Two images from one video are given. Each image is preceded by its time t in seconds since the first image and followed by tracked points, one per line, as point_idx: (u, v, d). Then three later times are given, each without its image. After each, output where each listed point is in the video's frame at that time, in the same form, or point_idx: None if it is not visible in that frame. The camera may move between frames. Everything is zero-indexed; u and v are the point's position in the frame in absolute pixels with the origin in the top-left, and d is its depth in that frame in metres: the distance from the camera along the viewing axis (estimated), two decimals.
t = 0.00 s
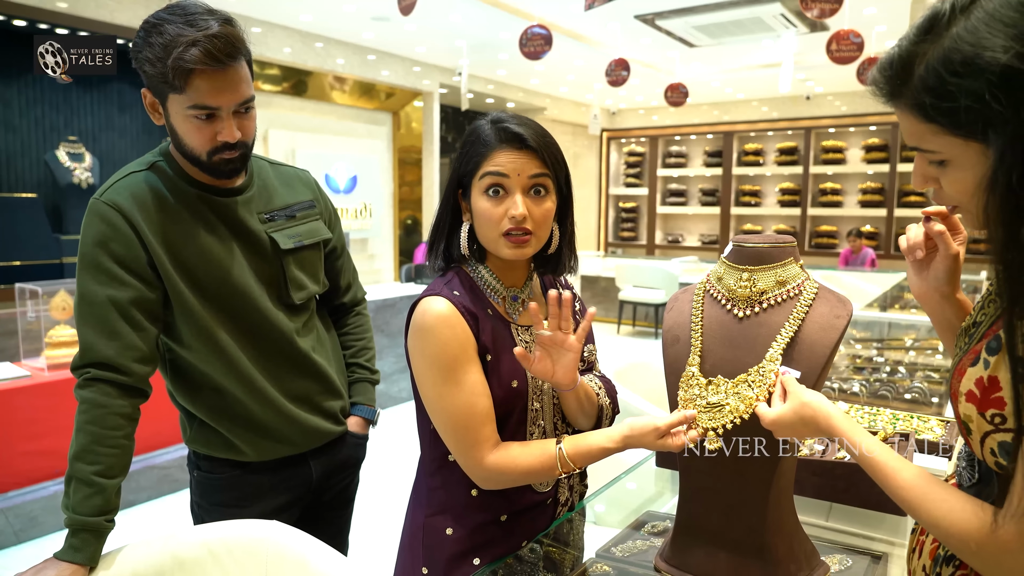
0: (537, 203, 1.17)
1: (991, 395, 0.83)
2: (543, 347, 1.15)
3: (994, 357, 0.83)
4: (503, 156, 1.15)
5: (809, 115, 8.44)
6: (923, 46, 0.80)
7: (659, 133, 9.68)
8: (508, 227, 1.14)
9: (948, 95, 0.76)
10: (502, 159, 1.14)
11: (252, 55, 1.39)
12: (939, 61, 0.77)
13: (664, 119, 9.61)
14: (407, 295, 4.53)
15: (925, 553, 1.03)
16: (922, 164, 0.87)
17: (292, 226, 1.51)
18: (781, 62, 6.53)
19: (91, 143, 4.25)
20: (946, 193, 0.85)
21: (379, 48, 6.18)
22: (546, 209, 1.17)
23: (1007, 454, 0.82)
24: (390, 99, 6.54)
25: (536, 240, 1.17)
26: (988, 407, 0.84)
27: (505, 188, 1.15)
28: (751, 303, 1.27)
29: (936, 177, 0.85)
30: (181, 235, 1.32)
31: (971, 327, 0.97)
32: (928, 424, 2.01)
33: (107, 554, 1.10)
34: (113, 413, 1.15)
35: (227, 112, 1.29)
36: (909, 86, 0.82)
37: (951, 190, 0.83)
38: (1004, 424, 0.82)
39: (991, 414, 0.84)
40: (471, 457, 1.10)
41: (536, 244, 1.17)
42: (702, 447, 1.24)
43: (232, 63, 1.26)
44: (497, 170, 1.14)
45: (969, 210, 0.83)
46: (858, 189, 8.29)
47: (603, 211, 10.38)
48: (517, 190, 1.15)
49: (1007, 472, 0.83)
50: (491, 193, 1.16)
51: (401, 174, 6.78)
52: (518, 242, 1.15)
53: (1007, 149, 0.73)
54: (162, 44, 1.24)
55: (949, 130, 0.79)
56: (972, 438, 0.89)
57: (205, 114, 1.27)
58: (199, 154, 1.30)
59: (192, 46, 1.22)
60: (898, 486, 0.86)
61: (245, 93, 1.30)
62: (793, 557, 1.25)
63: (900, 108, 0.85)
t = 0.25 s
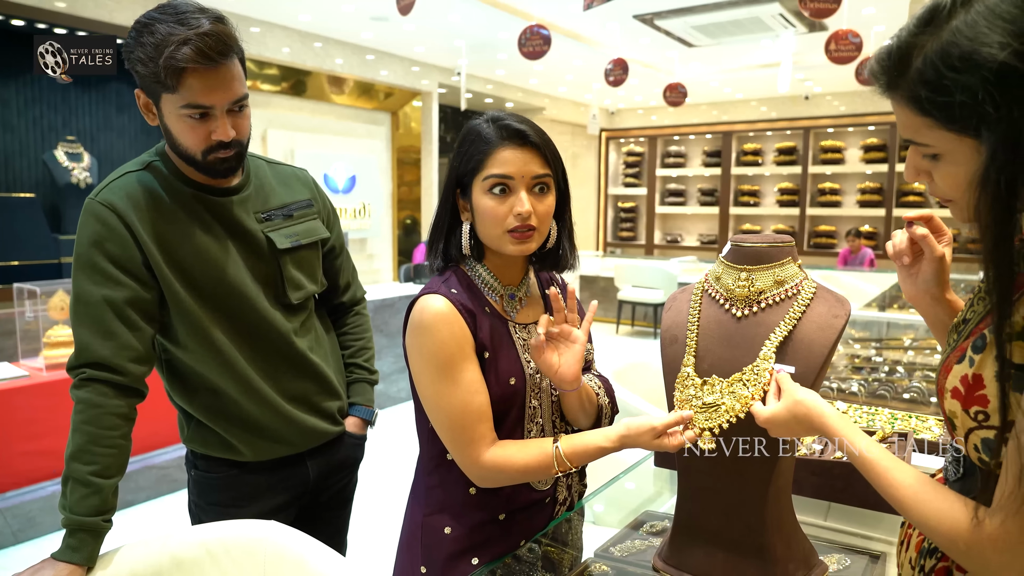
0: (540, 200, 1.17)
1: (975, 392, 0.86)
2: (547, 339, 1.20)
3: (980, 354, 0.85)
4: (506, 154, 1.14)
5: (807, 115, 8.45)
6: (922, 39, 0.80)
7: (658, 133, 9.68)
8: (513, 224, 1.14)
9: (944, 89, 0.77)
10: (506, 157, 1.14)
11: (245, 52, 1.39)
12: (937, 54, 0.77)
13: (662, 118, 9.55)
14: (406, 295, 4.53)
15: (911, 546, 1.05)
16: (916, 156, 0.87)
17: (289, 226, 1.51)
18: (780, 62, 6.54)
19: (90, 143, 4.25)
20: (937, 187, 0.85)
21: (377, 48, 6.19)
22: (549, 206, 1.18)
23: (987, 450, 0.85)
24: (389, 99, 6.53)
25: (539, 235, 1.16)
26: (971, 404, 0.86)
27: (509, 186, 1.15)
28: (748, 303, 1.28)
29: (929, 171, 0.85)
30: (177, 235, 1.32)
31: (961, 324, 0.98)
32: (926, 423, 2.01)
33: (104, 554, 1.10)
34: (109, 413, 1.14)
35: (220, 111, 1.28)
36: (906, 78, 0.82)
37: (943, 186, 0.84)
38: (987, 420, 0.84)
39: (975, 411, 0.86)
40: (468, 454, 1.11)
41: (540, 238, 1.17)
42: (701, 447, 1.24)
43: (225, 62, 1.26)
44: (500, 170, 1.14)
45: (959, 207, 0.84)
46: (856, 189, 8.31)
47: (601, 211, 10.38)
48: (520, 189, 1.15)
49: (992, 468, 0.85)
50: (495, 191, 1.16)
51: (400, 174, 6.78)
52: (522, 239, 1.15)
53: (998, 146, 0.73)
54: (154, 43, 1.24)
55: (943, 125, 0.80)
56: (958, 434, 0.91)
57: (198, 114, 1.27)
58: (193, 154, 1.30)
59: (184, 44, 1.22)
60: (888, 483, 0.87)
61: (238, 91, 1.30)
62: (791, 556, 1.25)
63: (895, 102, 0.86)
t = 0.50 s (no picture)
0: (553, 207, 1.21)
1: (967, 392, 0.87)
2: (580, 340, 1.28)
3: (972, 354, 0.86)
4: (533, 160, 1.14)
5: (806, 115, 8.46)
6: (913, 41, 0.80)
7: (656, 133, 9.68)
8: (534, 228, 1.16)
9: (932, 92, 0.77)
10: (531, 162, 1.14)
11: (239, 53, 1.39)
12: (927, 57, 0.77)
13: (661, 117, 9.52)
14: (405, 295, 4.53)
15: (905, 541, 1.05)
16: (905, 157, 0.87)
17: (287, 226, 1.50)
18: (778, 62, 6.54)
19: (88, 143, 4.24)
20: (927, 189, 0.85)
21: (376, 48, 6.19)
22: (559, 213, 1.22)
23: (983, 449, 0.86)
24: (387, 98, 6.53)
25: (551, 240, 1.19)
26: (965, 404, 0.87)
27: (532, 194, 1.16)
28: (748, 303, 1.27)
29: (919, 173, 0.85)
30: (173, 235, 1.32)
31: (952, 323, 0.98)
32: (925, 423, 2.01)
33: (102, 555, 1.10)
34: (107, 413, 1.14)
35: (216, 111, 1.28)
36: (895, 80, 0.82)
37: (934, 188, 0.84)
38: (979, 419, 0.86)
39: (967, 410, 0.87)
40: (467, 454, 1.10)
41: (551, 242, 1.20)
42: (700, 447, 1.23)
43: (220, 62, 1.26)
44: (526, 177, 1.14)
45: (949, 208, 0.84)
46: (855, 189, 8.31)
47: (601, 211, 10.38)
48: (543, 195, 1.17)
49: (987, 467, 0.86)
50: (519, 197, 1.16)
51: (399, 174, 6.78)
52: (539, 242, 1.18)
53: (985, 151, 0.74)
54: (149, 44, 1.24)
55: (932, 127, 0.80)
56: (950, 432, 0.92)
57: (194, 114, 1.27)
58: (190, 155, 1.30)
59: (179, 45, 1.22)
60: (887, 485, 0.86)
61: (234, 91, 1.30)
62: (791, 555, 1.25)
63: (886, 101, 0.86)
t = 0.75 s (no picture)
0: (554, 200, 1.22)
1: (966, 390, 0.86)
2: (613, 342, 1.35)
3: (970, 353, 0.86)
4: (533, 156, 1.15)
5: (805, 115, 8.47)
6: (912, 38, 0.80)
7: (655, 133, 9.68)
8: (539, 223, 1.17)
9: (932, 88, 0.77)
10: (532, 159, 1.15)
11: (237, 53, 1.38)
12: (927, 53, 0.77)
13: (660, 119, 9.60)
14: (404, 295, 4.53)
15: (904, 541, 1.05)
16: (899, 155, 0.86)
17: (286, 226, 1.50)
18: (777, 63, 6.54)
19: (87, 143, 4.24)
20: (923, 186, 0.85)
21: (375, 48, 6.18)
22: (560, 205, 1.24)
23: (982, 447, 0.86)
24: (386, 99, 6.53)
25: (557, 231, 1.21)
26: (962, 402, 0.87)
27: (535, 190, 1.17)
28: (747, 303, 1.27)
29: (915, 170, 0.85)
30: (172, 236, 1.32)
31: (946, 323, 0.98)
32: (924, 423, 2.01)
33: (101, 555, 1.10)
34: (106, 413, 1.14)
35: (215, 111, 1.28)
36: (893, 76, 0.82)
37: (930, 186, 0.83)
38: (978, 418, 0.85)
39: (966, 408, 0.87)
40: (468, 455, 1.10)
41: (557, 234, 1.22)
42: (700, 447, 1.23)
43: (219, 61, 1.26)
44: (529, 174, 1.15)
45: (944, 207, 0.83)
46: (854, 189, 8.31)
47: (600, 211, 10.38)
48: (545, 190, 1.18)
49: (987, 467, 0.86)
50: (523, 194, 1.16)
51: (398, 174, 6.78)
52: (543, 237, 1.19)
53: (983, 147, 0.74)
54: (147, 44, 1.24)
55: (930, 125, 0.79)
56: (947, 431, 0.92)
57: (193, 114, 1.27)
58: (189, 155, 1.29)
59: (178, 44, 1.22)
60: (890, 483, 0.86)
61: (233, 91, 1.29)
62: (791, 554, 1.25)
63: (883, 98, 0.85)
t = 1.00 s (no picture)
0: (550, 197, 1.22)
1: (963, 389, 0.87)
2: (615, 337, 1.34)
3: (967, 352, 0.86)
4: (527, 153, 1.15)
5: (804, 115, 8.48)
6: (916, 28, 0.80)
7: (654, 133, 9.68)
8: (536, 220, 1.17)
9: (932, 79, 0.77)
10: (526, 156, 1.15)
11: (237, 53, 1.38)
12: (930, 44, 0.77)
13: (659, 119, 9.63)
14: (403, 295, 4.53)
15: (902, 540, 1.04)
16: (898, 146, 0.87)
17: (284, 227, 1.50)
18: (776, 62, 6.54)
19: (85, 143, 4.23)
20: (920, 177, 0.85)
21: (374, 48, 6.18)
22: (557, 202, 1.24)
23: (979, 445, 0.85)
24: (385, 99, 6.52)
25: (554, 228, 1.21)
26: (960, 400, 0.87)
27: (531, 187, 1.17)
28: (746, 302, 1.27)
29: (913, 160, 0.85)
30: (171, 236, 1.32)
31: (942, 323, 0.98)
32: (922, 423, 2.01)
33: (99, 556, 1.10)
34: (105, 414, 1.14)
35: (214, 112, 1.28)
36: (895, 66, 0.82)
37: (927, 178, 0.84)
38: (975, 416, 0.85)
39: (964, 407, 0.87)
40: (467, 455, 1.10)
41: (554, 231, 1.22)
42: (699, 448, 1.24)
43: (218, 62, 1.26)
44: (524, 171, 1.15)
45: (941, 199, 0.84)
46: (853, 189, 8.31)
47: (598, 211, 10.38)
48: (540, 187, 1.18)
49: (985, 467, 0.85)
50: (518, 192, 1.16)
51: (397, 174, 6.77)
52: (541, 234, 1.19)
53: (981, 137, 0.74)
54: (146, 44, 1.24)
55: (929, 115, 0.80)
56: (944, 430, 0.91)
57: (192, 114, 1.27)
58: (187, 155, 1.29)
59: (177, 45, 1.22)
60: (890, 483, 0.86)
61: (232, 91, 1.29)
62: (789, 553, 1.25)
63: (884, 89, 0.85)
